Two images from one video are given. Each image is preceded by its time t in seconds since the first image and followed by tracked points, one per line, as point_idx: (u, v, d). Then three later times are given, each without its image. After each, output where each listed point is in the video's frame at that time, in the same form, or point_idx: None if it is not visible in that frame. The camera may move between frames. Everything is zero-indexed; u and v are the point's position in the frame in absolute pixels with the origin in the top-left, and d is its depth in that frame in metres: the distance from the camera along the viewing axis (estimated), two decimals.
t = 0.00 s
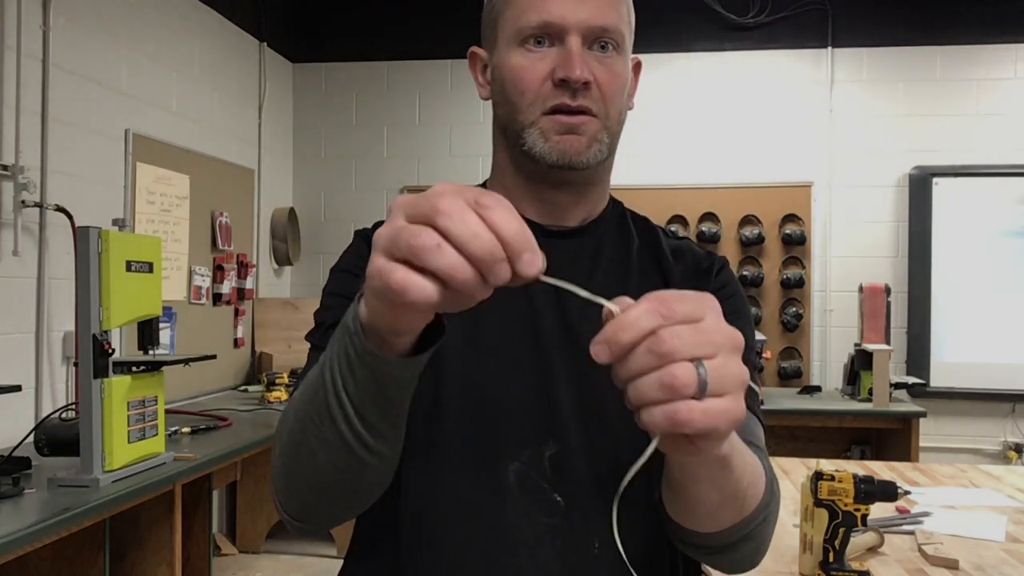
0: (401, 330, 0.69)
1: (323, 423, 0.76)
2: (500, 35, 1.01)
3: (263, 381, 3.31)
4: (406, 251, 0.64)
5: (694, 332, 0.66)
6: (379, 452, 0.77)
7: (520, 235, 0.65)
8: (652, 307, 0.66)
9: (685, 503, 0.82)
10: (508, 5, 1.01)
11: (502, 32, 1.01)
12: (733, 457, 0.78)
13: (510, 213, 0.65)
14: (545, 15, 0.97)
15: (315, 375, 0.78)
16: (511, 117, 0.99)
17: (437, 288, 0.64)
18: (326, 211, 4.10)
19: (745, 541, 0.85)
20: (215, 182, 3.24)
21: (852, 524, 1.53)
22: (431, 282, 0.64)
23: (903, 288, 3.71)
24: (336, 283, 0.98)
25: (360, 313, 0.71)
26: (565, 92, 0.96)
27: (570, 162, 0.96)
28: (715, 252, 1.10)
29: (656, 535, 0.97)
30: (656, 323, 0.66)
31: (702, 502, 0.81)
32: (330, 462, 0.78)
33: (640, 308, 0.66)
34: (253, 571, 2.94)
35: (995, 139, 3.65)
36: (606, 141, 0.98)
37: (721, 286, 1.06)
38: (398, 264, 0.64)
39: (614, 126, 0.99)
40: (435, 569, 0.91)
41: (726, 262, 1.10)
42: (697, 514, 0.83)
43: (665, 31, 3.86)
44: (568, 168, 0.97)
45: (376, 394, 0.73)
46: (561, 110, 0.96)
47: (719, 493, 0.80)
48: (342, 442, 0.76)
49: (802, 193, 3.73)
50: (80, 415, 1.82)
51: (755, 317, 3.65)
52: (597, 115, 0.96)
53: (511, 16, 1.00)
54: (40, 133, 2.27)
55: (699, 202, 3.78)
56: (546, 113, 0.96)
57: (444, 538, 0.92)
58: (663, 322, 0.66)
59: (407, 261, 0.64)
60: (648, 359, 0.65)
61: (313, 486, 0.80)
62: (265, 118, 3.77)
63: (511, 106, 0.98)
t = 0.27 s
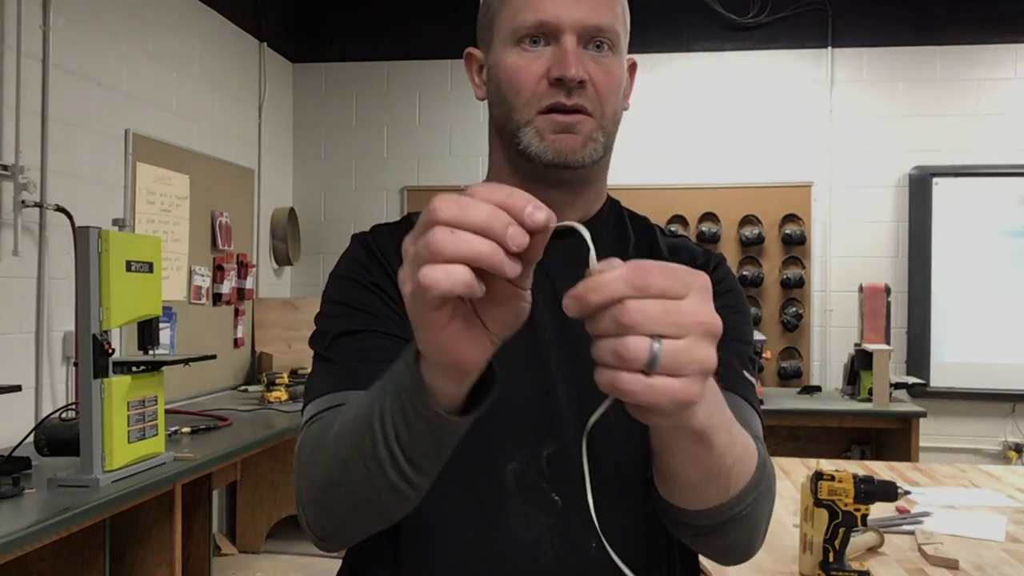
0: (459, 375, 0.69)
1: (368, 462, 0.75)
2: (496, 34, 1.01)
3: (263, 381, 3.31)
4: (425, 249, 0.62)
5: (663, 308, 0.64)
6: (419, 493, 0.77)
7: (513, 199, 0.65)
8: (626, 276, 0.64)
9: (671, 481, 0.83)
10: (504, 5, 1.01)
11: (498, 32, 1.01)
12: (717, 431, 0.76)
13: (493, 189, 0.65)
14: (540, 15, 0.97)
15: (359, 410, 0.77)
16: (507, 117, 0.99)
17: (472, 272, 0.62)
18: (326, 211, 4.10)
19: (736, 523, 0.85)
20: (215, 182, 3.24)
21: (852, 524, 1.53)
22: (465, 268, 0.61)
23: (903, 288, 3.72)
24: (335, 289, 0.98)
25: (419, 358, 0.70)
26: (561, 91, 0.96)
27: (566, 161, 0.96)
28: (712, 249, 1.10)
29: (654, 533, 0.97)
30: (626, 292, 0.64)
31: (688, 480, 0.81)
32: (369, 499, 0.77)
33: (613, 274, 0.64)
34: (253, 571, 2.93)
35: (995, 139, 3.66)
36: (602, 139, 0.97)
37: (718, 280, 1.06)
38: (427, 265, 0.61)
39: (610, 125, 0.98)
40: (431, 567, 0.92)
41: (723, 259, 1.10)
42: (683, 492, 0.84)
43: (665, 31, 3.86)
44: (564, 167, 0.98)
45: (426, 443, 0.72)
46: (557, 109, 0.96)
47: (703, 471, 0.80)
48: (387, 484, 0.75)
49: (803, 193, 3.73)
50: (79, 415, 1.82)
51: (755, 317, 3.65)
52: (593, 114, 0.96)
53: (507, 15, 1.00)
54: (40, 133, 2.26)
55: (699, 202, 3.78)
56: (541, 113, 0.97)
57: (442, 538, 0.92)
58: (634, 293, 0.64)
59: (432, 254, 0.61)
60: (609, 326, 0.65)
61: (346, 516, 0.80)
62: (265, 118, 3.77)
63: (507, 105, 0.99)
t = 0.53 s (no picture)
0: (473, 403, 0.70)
1: (377, 488, 0.75)
2: (494, 34, 1.01)
3: (263, 381, 3.32)
4: (442, 276, 0.63)
5: (642, 305, 0.65)
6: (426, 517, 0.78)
7: (521, 217, 0.67)
8: (605, 273, 0.65)
9: (671, 475, 0.83)
10: (503, 3, 1.00)
11: (497, 31, 1.01)
12: (718, 421, 0.77)
13: (499, 211, 0.67)
14: (538, 14, 0.97)
15: (367, 433, 0.76)
16: (505, 116, 0.99)
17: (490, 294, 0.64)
18: (326, 212, 4.10)
19: (738, 518, 0.85)
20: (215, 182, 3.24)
21: (852, 524, 1.53)
22: (483, 290, 0.63)
23: (903, 288, 3.71)
24: (335, 293, 0.98)
25: (435, 387, 0.71)
26: (559, 91, 0.96)
27: (564, 160, 0.96)
28: (710, 248, 1.10)
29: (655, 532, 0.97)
30: (604, 289, 0.65)
31: (687, 474, 0.82)
32: (375, 522, 0.78)
33: (592, 270, 0.65)
34: (253, 571, 2.93)
35: (995, 139, 3.65)
36: (600, 139, 0.98)
37: (717, 279, 1.05)
38: (446, 292, 0.63)
39: (608, 124, 0.99)
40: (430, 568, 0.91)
41: (720, 258, 1.10)
42: (683, 487, 0.84)
43: (665, 31, 3.86)
44: (562, 166, 0.97)
45: (437, 472, 0.73)
46: (555, 109, 0.96)
47: (703, 464, 0.81)
48: (396, 509, 0.76)
49: (802, 193, 3.73)
50: (80, 415, 1.82)
51: (755, 317, 3.65)
52: (591, 114, 0.96)
53: (506, 14, 1.00)
54: (40, 132, 2.27)
55: (699, 202, 3.78)
56: (540, 112, 0.96)
57: (442, 539, 0.92)
58: (613, 290, 0.65)
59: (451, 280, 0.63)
60: (588, 323, 0.66)
61: (350, 535, 0.80)
62: (265, 118, 3.77)
63: (505, 105, 0.98)
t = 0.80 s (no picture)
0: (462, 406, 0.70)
1: (362, 487, 0.75)
2: (496, 33, 1.01)
3: (263, 381, 3.32)
4: (448, 275, 0.63)
5: (634, 298, 0.64)
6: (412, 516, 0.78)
7: (533, 223, 0.67)
8: (593, 268, 0.65)
9: (686, 470, 0.83)
10: (505, 3, 1.00)
11: (499, 31, 1.01)
12: (735, 416, 0.76)
13: (511, 214, 0.67)
14: (541, 14, 0.97)
15: (354, 431, 0.76)
16: (507, 116, 0.99)
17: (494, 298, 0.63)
18: (326, 211, 4.10)
19: (752, 514, 0.85)
20: (215, 182, 3.24)
21: (852, 524, 1.53)
22: (487, 293, 0.63)
23: (903, 288, 3.72)
24: (334, 292, 0.98)
25: (421, 389, 0.71)
26: (561, 91, 0.96)
27: (566, 160, 0.96)
28: (711, 248, 1.10)
29: (656, 532, 0.97)
30: (594, 285, 0.65)
31: (702, 470, 0.82)
32: (361, 521, 0.78)
33: (580, 266, 0.65)
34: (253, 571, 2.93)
35: (995, 139, 3.66)
36: (602, 139, 0.97)
37: (718, 279, 1.06)
38: (451, 291, 0.63)
39: (610, 124, 0.98)
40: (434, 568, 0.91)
41: (721, 257, 1.10)
42: (698, 484, 0.84)
43: (665, 31, 3.86)
44: (564, 166, 0.97)
45: (421, 472, 0.73)
46: (557, 109, 0.96)
47: (720, 460, 0.80)
48: (380, 508, 0.76)
49: (803, 193, 3.73)
50: (80, 415, 1.82)
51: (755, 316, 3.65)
52: (593, 114, 0.96)
53: (508, 14, 1.00)
54: (40, 132, 2.27)
55: (699, 202, 3.77)
56: (542, 112, 0.96)
57: (445, 539, 0.92)
58: (603, 284, 0.65)
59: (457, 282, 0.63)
60: (583, 321, 0.66)
61: (336, 532, 0.80)
62: (265, 118, 3.77)
63: (507, 104, 0.98)
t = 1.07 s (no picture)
0: (448, 405, 0.70)
1: (349, 481, 0.76)
2: (497, 33, 1.01)
3: (263, 381, 3.31)
4: (442, 272, 0.63)
5: (637, 290, 0.65)
6: (401, 512, 0.78)
7: (534, 227, 0.67)
8: (594, 260, 0.65)
9: (696, 469, 0.83)
10: (506, 2, 1.00)
11: (501, 30, 1.01)
12: (746, 413, 0.76)
13: (513, 215, 0.67)
14: (542, 13, 0.97)
15: (341, 426, 0.77)
16: (508, 115, 0.99)
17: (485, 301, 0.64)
18: (326, 211, 4.10)
19: (761, 512, 0.85)
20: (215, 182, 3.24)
21: (852, 524, 1.53)
22: (478, 295, 0.63)
23: (903, 288, 3.72)
24: (334, 292, 0.98)
25: (405, 385, 0.71)
26: (563, 90, 0.96)
27: (567, 160, 0.96)
28: (712, 248, 1.10)
29: (656, 533, 0.96)
30: (595, 278, 0.65)
31: (713, 468, 0.82)
32: (349, 516, 0.78)
33: (581, 260, 0.66)
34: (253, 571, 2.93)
35: (995, 139, 3.66)
36: (603, 139, 0.97)
37: (719, 279, 1.06)
38: (443, 288, 0.63)
39: (611, 124, 0.98)
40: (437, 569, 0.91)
41: (722, 257, 1.10)
42: (708, 482, 0.84)
43: (665, 31, 3.86)
44: (564, 166, 0.97)
45: (407, 467, 0.73)
46: (559, 109, 0.96)
47: (730, 458, 0.80)
48: (367, 503, 0.76)
49: (803, 193, 3.73)
50: (80, 415, 1.82)
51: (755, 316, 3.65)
52: (595, 114, 0.96)
53: (509, 13, 1.00)
54: (40, 132, 2.27)
55: (699, 202, 3.77)
56: (543, 111, 0.96)
57: (448, 540, 0.92)
58: (605, 277, 0.65)
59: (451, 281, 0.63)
60: (587, 316, 0.66)
61: (326, 529, 0.80)
62: (265, 118, 3.77)
63: (508, 103, 0.98)
